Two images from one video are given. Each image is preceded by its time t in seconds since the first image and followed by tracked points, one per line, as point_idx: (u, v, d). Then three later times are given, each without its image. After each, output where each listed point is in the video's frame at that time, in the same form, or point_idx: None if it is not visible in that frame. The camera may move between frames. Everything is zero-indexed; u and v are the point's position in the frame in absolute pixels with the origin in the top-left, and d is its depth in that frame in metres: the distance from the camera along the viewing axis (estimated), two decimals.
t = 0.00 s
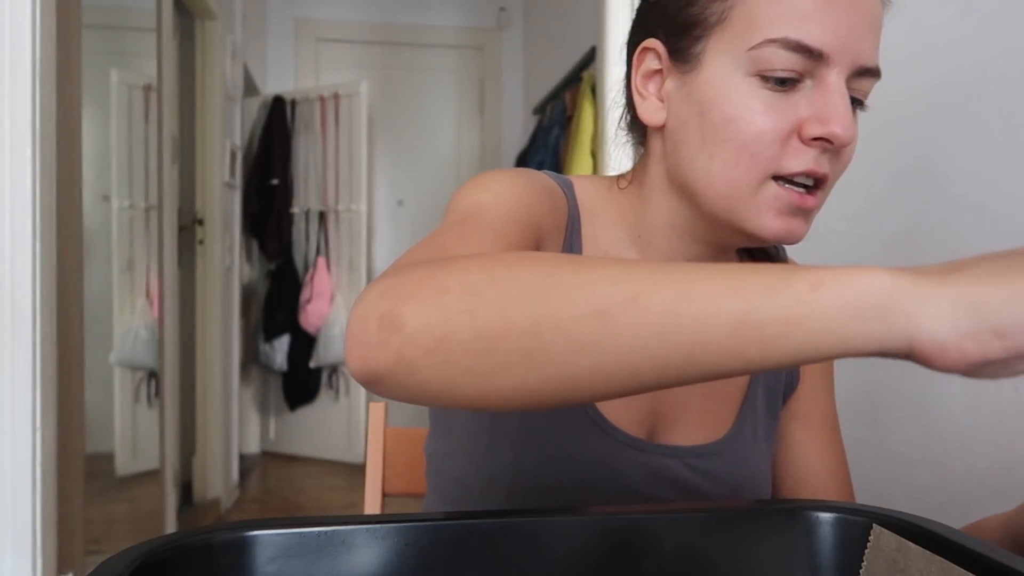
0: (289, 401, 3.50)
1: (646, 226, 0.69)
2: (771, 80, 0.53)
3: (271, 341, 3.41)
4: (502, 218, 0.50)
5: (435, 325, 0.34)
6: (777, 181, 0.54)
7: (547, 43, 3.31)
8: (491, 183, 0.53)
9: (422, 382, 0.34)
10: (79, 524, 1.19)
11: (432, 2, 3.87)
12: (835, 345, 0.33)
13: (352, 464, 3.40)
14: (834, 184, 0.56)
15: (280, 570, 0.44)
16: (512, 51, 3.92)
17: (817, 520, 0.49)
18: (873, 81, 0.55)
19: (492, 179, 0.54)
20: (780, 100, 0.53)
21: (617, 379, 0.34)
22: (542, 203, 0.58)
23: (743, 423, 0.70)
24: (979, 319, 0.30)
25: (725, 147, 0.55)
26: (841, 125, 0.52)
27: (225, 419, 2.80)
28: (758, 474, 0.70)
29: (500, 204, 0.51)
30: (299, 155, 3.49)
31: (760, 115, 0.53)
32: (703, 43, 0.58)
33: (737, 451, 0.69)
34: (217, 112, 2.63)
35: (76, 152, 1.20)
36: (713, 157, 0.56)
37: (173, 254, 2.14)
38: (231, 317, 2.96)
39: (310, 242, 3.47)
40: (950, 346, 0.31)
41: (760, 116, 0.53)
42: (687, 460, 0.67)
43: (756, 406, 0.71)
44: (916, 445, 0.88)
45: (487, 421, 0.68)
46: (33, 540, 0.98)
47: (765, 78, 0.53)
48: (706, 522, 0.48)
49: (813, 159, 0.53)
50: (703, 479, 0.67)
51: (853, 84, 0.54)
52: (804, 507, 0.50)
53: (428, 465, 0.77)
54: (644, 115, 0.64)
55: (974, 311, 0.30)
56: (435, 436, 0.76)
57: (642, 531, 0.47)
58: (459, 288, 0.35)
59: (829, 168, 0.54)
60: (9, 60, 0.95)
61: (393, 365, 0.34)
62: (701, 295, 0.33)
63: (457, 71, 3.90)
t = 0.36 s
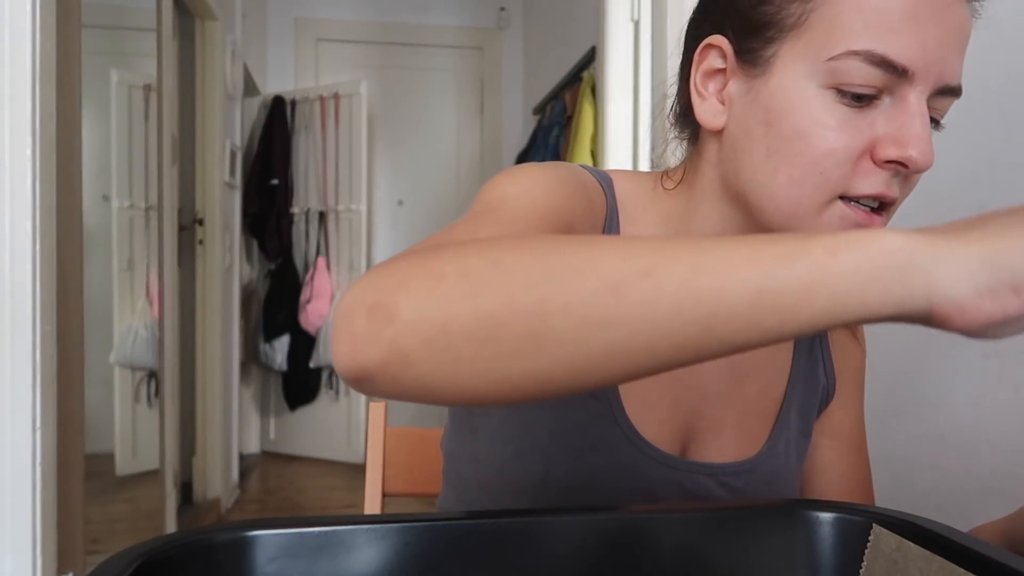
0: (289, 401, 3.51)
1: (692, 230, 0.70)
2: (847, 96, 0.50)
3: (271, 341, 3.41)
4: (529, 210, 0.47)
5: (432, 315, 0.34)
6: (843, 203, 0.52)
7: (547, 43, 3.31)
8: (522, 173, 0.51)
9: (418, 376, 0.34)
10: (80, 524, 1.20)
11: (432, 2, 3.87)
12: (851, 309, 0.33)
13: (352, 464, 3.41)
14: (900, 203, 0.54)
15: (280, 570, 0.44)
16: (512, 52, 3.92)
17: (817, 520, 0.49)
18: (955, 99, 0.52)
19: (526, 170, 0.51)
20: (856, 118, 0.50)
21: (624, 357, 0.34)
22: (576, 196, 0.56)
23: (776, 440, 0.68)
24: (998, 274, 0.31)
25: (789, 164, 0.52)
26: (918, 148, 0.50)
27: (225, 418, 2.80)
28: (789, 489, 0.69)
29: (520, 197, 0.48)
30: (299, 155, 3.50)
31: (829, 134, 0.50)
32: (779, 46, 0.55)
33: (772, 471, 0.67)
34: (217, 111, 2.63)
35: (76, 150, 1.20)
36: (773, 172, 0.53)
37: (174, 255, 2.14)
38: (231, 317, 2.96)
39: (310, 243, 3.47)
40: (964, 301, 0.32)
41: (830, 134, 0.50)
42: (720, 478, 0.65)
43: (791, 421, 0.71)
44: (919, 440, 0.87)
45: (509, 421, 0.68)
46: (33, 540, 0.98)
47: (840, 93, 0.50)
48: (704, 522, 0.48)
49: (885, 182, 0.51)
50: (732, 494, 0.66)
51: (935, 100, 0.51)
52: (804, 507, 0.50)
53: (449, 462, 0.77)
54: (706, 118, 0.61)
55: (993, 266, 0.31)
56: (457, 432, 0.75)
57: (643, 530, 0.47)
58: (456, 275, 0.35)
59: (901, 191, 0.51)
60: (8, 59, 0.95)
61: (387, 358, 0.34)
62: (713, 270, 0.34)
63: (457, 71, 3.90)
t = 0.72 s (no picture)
0: (289, 401, 3.51)
1: (709, 236, 0.70)
2: (876, 105, 0.50)
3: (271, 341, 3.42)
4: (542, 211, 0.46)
5: (435, 321, 0.34)
6: (868, 214, 0.53)
7: (547, 44, 3.31)
8: (540, 171, 0.51)
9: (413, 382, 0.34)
10: (80, 524, 1.20)
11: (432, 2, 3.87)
12: (864, 345, 0.34)
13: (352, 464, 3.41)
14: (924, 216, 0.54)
15: (280, 570, 0.44)
16: (512, 52, 3.92)
17: (817, 520, 0.49)
18: (984, 111, 0.53)
19: (544, 170, 0.51)
20: (885, 128, 0.50)
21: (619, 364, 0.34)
22: (591, 199, 0.56)
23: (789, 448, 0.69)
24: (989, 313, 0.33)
25: (813, 172, 0.52)
26: (947, 160, 0.50)
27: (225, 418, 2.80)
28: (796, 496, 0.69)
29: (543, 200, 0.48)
30: (299, 155, 3.50)
31: (857, 143, 0.51)
32: (804, 52, 0.55)
33: (785, 480, 0.68)
34: (217, 111, 2.63)
35: (76, 151, 1.20)
36: (797, 180, 0.53)
37: (174, 255, 2.14)
38: (231, 317, 2.96)
39: (310, 243, 3.47)
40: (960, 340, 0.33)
41: (857, 144, 0.50)
42: (730, 487, 0.65)
43: (803, 427, 0.71)
44: (914, 443, 0.86)
45: (518, 426, 0.68)
46: (33, 541, 0.98)
47: (869, 102, 0.50)
48: (704, 520, 0.48)
49: (911, 194, 0.51)
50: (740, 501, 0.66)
51: (964, 111, 0.51)
52: (804, 507, 0.50)
53: (454, 463, 0.78)
54: (727, 122, 0.61)
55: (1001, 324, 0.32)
56: (465, 431, 0.75)
57: (646, 531, 0.47)
58: (462, 281, 0.35)
59: (926, 203, 0.52)
60: (9, 59, 0.95)
61: (383, 360, 0.34)
62: (715, 296, 0.34)
63: (457, 71, 3.90)
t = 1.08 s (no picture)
0: (289, 400, 3.51)
1: (714, 238, 0.70)
2: (888, 112, 0.50)
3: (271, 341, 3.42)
4: (541, 222, 0.46)
5: (430, 339, 0.34)
6: (878, 221, 0.53)
7: (547, 44, 3.32)
8: (547, 174, 0.51)
9: (410, 395, 0.34)
10: (80, 523, 1.20)
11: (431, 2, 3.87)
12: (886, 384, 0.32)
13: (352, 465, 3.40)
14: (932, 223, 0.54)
15: (279, 571, 0.44)
16: (512, 51, 3.92)
17: (817, 520, 0.49)
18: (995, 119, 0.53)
19: (550, 172, 0.51)
20: (898, 135, 0.50)
21: (612, 382, 0.33)
22: (597, 201, 0.56)
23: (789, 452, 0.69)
24: (991, 326, 0.31)
25: (822, 178, 0.52)
26: (958, 169, 0.50)
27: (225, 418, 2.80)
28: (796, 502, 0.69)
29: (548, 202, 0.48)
30: (299, 154, 3.50)
31: (868, 150, 0.50)
32: (815, 56, 0.55)
33: (787, 483, 0.68)
34: (217, 111, 2.63)
35: (76, 151, 1.20)
36: (807, 185, 0.53)
37: (175, 256, 2.14)
38: (231, 317, 2.96)
39: (310, 243, 3.47)
40: (950, 356, 0.31)
41: (869, 151, 0.50)
42: (735, 490, 0.65)
43: (807, 433, 0.70)
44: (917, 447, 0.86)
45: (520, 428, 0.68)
46: (33, 541, 0.98)
47: (881, 109, 0.50)
48: (704, 521, 0.48)
49: (921, 202, 0.51)
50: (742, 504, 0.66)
51: (976, 120, 0.51)
52: (805, 508, 0.50)
53: (457, 463, 0.78)
54: (736, 125, 0.61)
55: None
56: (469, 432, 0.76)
57: (644, 531, 0.47)
58: (458, 298, 0.34)
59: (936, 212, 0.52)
60: (9, 60, 0.95)
61: (379, 374, 0.34)
62: (705, 306, 0.33)
63: (457, 70, 3.90)
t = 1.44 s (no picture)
0: (289, 401, 3.50)
1: (712, 236, 0.70)
2: (883, 110, 0.50)
3: (271, 341, 3.42)
4: (546, 220, 0.46)
5: (452, 333, 0.33)
6: (876, 219, 0.53)
7: (547, 43, 3.31)
8: (548, 172, 0.51)
9: (433, 384, 0.33)
10: (80, 523, 1.19)
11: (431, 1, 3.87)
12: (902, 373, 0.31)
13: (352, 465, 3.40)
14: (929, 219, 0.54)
15: (280, 570, 0.44)
16: (512, 51, 3.93)
17: (817, 520, 0.49)
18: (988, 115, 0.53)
19: (552, 172, 0.51)
20: (893, 133, 0.50)
21: (624, 386, 0.32)
22: (599, 201, 0.56)
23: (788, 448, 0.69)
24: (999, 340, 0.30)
25: (821, 176, 0.52)
26: (952, 165, 0.50)
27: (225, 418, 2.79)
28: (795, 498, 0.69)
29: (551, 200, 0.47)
30: (299, 154, 3.50)
31: (864, 149, 0.50)
32: (811, 57, 0.55)
33: (784, 480, 0.68)
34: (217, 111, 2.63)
35: (76, 151, 1.20)
36: (807, 184, 0.53)
37: (174, 256, 2.14)
38: (231, 317, 2.96)
39: (310, 243, 3.47)
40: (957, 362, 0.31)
41: (865, 149, 0.50)
42: (733, 486, 0.65)
43: (804, 428, 0.71)
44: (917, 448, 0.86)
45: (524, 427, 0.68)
46: (33, 541, 0.98)
47: (876, 107, 0.50)
48: (704, 522, 0.48)
49: (917, 198, 0.51)
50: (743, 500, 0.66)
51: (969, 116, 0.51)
52: (805, 507, 0.50)
53: (457, 464, 0.78)
54: (733, 126, 0.61)
55: None
56: (469, 433, 0.76)
57: (643, 530, 0.47)
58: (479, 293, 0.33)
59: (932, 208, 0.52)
60: (9, 60, 0.95)
61: (401, 365, 0.33)
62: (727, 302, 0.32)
63: (457, 70, 3.90)
